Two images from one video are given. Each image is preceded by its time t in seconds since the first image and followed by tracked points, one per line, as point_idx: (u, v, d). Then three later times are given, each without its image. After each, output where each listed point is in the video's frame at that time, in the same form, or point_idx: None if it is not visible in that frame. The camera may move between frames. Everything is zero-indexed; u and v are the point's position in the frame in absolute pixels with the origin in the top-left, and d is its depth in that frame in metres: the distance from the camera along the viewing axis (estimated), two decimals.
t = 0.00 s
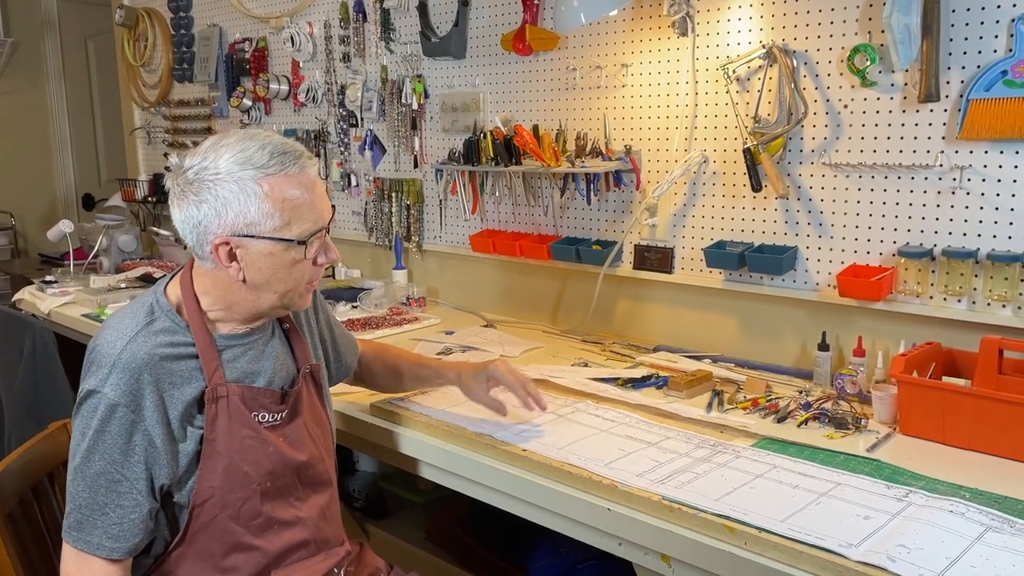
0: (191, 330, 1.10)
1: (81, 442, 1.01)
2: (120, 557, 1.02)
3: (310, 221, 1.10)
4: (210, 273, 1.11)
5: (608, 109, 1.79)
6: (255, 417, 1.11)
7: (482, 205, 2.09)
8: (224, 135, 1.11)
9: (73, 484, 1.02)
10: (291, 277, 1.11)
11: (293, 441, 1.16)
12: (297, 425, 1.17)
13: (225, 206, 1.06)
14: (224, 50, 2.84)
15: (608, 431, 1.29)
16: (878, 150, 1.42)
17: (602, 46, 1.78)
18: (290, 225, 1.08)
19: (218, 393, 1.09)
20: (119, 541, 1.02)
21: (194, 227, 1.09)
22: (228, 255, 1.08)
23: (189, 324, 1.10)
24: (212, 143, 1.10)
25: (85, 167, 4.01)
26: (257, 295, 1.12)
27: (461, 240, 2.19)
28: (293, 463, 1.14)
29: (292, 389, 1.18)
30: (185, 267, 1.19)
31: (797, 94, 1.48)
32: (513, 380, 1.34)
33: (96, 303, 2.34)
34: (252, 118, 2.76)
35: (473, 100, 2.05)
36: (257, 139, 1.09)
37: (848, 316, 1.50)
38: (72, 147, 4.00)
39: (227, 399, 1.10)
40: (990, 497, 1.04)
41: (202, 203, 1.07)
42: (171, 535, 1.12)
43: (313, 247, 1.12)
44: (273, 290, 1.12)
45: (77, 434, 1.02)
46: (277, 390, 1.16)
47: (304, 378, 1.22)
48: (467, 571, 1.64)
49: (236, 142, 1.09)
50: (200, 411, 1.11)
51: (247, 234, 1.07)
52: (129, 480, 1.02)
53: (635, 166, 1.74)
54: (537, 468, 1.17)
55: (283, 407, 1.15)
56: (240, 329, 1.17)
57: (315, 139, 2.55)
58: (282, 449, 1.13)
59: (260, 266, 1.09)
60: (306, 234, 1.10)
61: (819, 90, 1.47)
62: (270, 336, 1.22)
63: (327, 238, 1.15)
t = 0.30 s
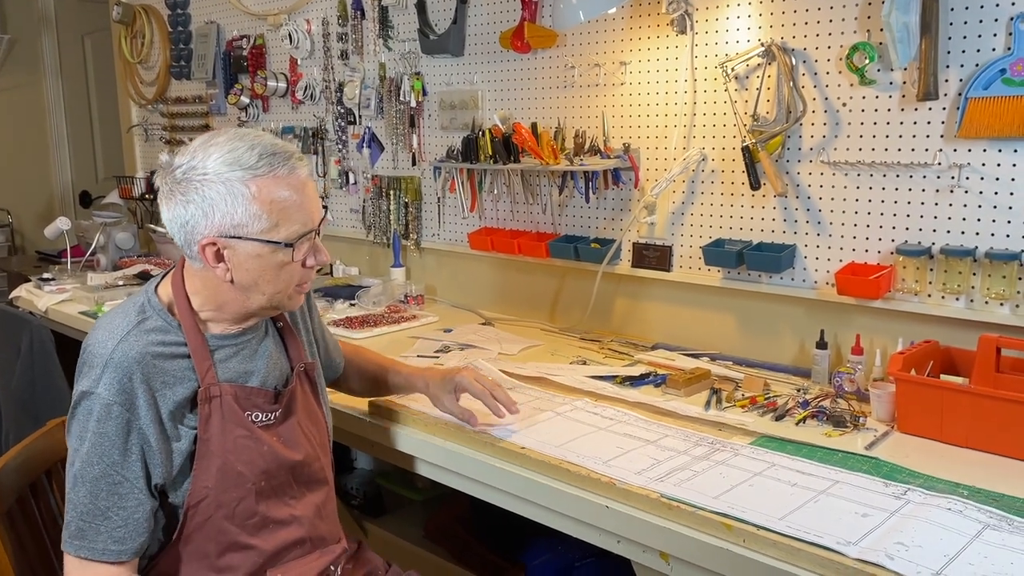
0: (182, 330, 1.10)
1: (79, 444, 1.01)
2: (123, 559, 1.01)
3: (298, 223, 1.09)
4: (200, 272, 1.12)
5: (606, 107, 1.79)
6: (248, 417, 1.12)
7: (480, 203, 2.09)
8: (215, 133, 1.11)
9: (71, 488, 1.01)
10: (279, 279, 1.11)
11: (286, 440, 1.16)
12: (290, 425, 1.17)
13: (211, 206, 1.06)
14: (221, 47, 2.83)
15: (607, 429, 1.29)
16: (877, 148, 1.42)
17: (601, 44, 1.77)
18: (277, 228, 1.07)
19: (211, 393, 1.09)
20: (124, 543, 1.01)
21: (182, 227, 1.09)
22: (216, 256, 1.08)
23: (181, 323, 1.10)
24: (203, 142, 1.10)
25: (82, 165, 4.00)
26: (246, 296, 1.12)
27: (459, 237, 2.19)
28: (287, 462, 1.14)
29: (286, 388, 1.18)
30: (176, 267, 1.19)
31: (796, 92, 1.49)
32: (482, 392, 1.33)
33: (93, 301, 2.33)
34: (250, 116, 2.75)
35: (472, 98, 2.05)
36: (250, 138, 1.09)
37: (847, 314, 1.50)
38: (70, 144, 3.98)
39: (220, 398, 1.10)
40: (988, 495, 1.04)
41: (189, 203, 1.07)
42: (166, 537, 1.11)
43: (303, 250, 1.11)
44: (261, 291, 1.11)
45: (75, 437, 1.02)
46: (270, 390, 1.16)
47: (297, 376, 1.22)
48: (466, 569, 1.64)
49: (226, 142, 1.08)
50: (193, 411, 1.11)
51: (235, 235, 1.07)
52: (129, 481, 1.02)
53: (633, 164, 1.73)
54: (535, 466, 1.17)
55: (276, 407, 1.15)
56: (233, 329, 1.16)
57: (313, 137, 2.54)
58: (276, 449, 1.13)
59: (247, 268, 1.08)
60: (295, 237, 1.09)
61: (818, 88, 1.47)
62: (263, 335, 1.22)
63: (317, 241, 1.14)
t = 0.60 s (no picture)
0: (170, 326, 1.10)
1: (119, 439, 0.98)
2: (212, 528, 0.98)
3: (276, 218, 1.08)
4: (180, 268, 1.11)
5: (601, 105, 1.79)
6: (238, 412, 1.13)
7: (476, 200, 2.09)
8: (199, 127, 1.11)
9: (123, 486, 0.98)
10: (258, 274, 1.10)
11: (276, 434, 1.18)
12: (279, 419, 1.19)
13: (190, 200, 1.06)
14: (217, 44, 2.83)
15: (601, 426, 1.29)
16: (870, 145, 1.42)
17: (596, 42, 1.78)
18: (256, 223, 1.07)
19: (202, 387, 1.10)
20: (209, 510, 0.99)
21: (162, 220, 1.08)
22: (195, 250, 1.08)
23: (166, 317, 1.11)
24: (183, 136, 1.09)
25: (77, 162, 3.99)
26: (225, 292, 1.11)
27: (455, 235, 2.19)
28: (278, 456, 1.15)
29: (273, 384, 1.21)
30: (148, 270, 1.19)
31: (791, 91, 1.49)
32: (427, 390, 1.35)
33: (89, 298, 2.33)
34: (246, 113, 2.75)
35: (468, 95, 2.05)
36: (234, 133, 1.08)
37: (841, 312, 1.51)
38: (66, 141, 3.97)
39: (211, 392, 1.11)
40: (980, 492, 1.04)
41: (169, 197, 1.07)
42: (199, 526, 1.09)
43: (282, 245, 1.11)
44: (240, 287, 1.11)
45: (103, 436, 0.99)
46: (259, 385, 1.18)
47: (284, 370, 1.25)
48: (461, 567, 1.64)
49: (208, 136, 1.08)
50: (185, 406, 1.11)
51: (213, 230, 1.06)
52: (183, 452, 1.00)
53: (629, 162, 1.74)
54: (530, 463, 1.17)
55: (266, 401, 1.17)
56: (219, 326, 1.17)
57: (309, 135, 2.54)
58: (266, 443, 1.14)
59: (226, 263, 1.08)
60: (274, 232, 1.09)
61: (812, 86, 1.47)
62: (250, 331, 1.23)
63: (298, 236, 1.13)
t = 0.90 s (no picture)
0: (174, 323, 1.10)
1: (155, 421, 0.99)
2: (263, 488, 1.00)
3: (273, 216, 1.08)
4: (178, 264, 1.11)
5: (602, 104, 1.79)
6: (242, 407, 1.13)
7: (476, 199, 2.09)
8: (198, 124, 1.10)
9: (167, 466, 0.98)
10: (253, 272, 1.10)
11: (278, 430, 1.18)
12: (282, 414, 1.19)
13: (188, 195, 1.05)
14: (217, 42, 2.83)
15: (601, 426, 1.29)
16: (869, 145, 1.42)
17: (596, 41, 1.77)
18: (253, 220, 1.06)
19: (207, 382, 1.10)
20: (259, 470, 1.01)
21: (160, 215, 1.08)
22: (192, 246, 1.07)
23: (170, 313, 1.10)
24: (183, 132, 1.09)
25: (76, 160, 3.98)
26: (223, 290, 1.11)
27: (455, 234, 2.19)
28: (280, 453, 1.15)
29: (277, 379, 1.22)
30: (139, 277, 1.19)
31: (791, 90, 1.49)
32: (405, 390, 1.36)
33: (88, 296, 2.33)
34: (246, 111, 2.75)
35: (468, 94, 2.05)
36: (234, 131, 1.08)
37: (840, 312, 1.51)
38: (65, 140, 3.96)
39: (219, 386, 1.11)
40: (980, 492, 1.04)
41: (168, 191, 1.06)
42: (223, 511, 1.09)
43: (278, 244, 1.10)
44: (237, 285, 1.11)
45: (134, 425, 0.99)
46: (263, 380, 1.19)
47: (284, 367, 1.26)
48: (460, 566, 1.63)
49: (208, 132, 1.07)
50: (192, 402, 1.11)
51: (210, 226, 1.06)
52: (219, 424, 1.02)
53: (629, 161, 1.74)
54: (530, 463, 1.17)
55: (269, 397, 1.18)
56: (221, 322, 1.18)
57: (309, 133, 2.54)
58: (269, 438, 1.15)
59: (221, 259, 1.08)
60: (270, 230, 1.08)
61: (813, 85, 1.47)
62: (251, 329, 1.24)
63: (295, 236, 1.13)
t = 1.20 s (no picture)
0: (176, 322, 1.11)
1: (156, 420, 0.99)
2: (260, 488, 1.01)
3: (269, 221, 1.07)
4: (179, 263, 1.12)
5: (601, 105, 1.79)
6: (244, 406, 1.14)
7: (475, 199, 2.10)
8: (208, 126, 1.11)
9: (167, 464, 0.99)
10: (249, 275, 1.10)
11: (278, 429, 1.19)
12: (281, 413, 1.20)
13: (189, 195, 1.06)
14: (217, 42, 2.83)
15: (600, 425, 1.29)
16: (867, 146, 1.43)
17: (595, 42, 1.78)
18: (250, 225, 1.06)
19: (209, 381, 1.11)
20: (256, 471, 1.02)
21: (162, 212, 1.09)
22: (191, 244, 1.08)
23: (171, 312, 1.11)
24: (194, 131, 1.09)
25: (76, 159, 3.98)
26: (219, 292, 1.11)
27: (455, 234, 2.19)
28: (280, 453, 1.16)
29: (278, 378, 1.22)
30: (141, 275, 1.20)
31: (789, 91, 1.49)
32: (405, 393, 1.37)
33: (88, 296, 2.33)
34: (246, 111, 2.75)
35: (467, 94, 2.05)
36: (241, 134, 1.09)
37: (838, 312, 1.51)
38: (65, 139, 3.96)
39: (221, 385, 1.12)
40: (977, 491, 1.05)
41: (169, 189, 1.07)
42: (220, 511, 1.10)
43: (275, 249, 1.10)
44: (233, 287, 1.11)
45: (135, 423, 0.99)
46: (264, 380, 1.19)
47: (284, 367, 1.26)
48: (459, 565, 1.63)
49: (216, 133, 1.08)
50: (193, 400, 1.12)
51: (209, 227, 1.06)
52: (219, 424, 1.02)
53: (628, 161, 1.74)
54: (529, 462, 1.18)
55: (269, 397, 1.19)
56: (221, 322, 1.19)
57: (309, 133, 2.54)
58: (269, 438, 1.16)
59: (218, 260, 1.08)
60: (266, 235, 1.08)
61: (811, 86, 1.48)
62: (252, 329, 1.25)
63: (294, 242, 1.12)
